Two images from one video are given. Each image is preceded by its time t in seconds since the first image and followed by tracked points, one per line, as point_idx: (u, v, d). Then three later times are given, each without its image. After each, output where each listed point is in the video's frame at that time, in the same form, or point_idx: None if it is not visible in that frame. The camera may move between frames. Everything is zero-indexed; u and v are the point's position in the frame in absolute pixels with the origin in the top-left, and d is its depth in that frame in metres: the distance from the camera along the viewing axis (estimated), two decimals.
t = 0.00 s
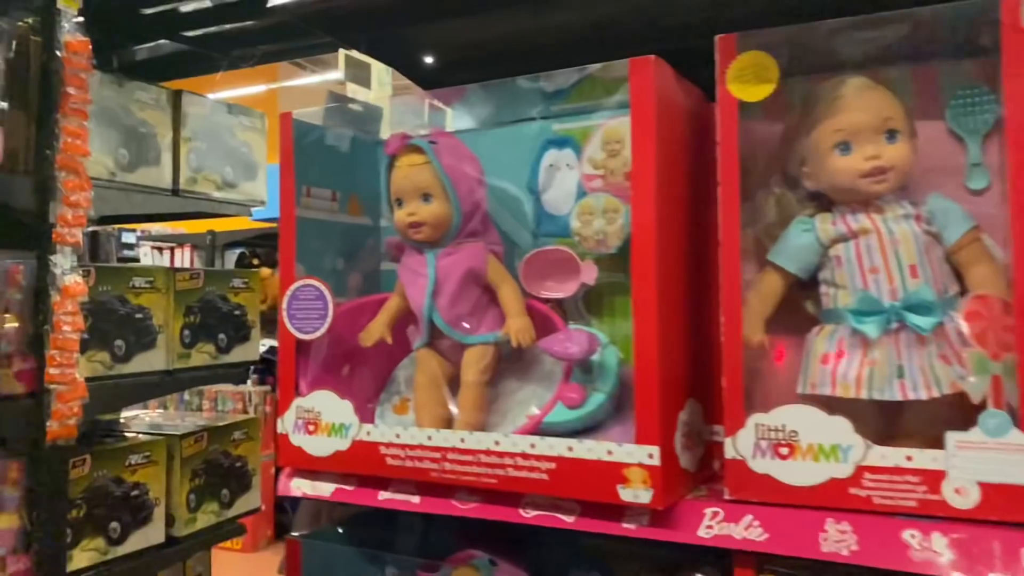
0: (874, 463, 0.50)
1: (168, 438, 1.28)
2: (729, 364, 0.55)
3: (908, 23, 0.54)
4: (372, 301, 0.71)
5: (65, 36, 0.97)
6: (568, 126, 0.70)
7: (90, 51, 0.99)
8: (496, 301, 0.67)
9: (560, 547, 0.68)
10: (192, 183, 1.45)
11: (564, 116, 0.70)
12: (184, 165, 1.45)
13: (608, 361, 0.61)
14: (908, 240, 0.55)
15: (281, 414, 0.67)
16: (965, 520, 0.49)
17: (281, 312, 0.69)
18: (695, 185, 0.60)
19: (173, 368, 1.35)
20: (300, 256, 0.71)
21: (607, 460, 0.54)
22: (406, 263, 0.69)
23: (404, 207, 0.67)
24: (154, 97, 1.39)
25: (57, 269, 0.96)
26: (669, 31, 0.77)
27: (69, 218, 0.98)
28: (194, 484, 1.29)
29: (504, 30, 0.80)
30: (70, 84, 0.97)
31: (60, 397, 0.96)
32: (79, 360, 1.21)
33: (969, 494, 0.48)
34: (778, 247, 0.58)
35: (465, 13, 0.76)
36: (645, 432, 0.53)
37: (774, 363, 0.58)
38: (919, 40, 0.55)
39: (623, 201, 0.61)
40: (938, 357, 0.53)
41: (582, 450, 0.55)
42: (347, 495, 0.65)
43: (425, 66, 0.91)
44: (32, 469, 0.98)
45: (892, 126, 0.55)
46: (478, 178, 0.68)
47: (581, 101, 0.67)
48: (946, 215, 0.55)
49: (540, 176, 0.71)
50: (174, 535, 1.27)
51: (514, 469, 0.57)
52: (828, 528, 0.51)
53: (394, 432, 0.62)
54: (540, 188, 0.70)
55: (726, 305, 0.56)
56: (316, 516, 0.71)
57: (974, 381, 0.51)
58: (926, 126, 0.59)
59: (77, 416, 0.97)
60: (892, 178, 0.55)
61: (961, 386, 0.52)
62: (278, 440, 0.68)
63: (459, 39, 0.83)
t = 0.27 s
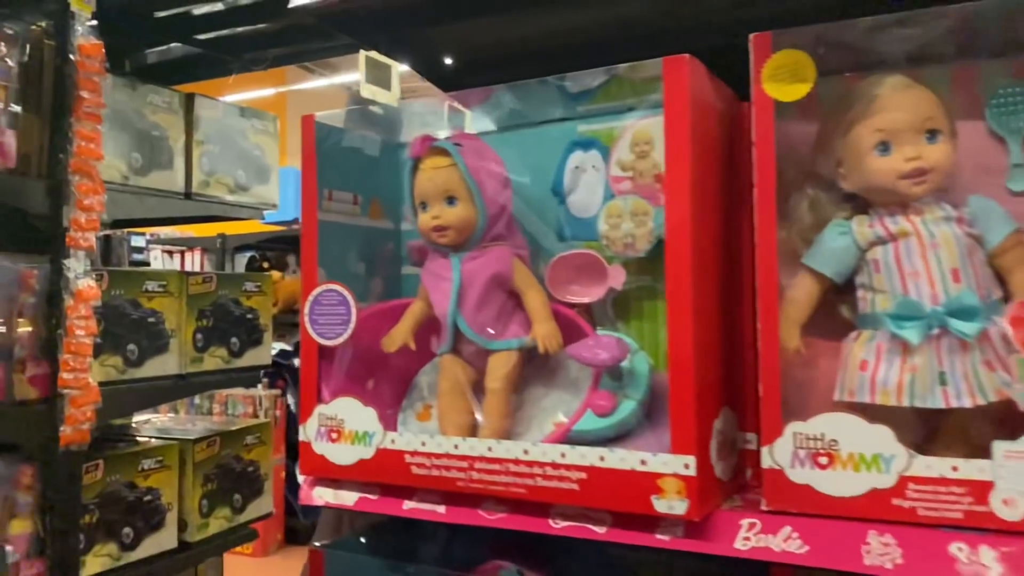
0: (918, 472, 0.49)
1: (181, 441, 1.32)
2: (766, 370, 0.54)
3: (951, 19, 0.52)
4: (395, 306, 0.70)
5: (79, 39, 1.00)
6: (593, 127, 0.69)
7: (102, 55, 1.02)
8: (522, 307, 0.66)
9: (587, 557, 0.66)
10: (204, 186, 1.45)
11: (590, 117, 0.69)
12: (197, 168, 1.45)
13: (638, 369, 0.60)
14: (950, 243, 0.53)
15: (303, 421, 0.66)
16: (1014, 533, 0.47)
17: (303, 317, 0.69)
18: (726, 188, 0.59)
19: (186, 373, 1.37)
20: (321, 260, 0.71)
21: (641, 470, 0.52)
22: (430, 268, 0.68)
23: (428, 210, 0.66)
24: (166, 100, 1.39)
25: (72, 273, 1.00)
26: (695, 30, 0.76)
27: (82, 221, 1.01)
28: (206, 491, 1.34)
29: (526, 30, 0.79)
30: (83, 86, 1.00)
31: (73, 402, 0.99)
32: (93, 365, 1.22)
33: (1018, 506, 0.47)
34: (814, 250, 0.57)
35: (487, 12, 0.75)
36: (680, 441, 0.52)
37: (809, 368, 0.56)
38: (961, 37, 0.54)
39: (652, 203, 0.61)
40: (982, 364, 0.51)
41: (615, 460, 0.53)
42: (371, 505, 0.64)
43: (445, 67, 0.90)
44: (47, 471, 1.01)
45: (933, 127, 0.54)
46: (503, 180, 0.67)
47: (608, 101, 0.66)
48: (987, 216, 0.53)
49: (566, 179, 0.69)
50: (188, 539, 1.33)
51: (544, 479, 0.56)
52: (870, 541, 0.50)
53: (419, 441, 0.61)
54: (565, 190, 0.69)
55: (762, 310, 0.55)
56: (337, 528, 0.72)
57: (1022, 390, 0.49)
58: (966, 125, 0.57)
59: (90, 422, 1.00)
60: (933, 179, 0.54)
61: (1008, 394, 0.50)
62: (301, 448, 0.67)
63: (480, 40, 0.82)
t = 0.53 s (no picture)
0: (963, 484, 0.47)
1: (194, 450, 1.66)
2: (803, 378, 0.53)
3: (994, 16, 0.51)
4: (419, 313, 0.69)
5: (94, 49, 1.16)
6: (620, 131, 0.67)
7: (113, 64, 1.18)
8: (547, 313, 0.64)
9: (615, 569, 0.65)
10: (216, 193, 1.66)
11: (617, 120, 0.67)
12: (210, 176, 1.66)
13: (670, 377, 0.59)
14: (992, 248, 0.51)
15: (325, 431, 0.65)
16: None
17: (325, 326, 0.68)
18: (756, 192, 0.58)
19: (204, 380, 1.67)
20: (345, 267, 0.70)
21: (675, 482, 0.51)
22: (453, 275, 0.67)
23: (452, 216, 0.65)
24: (179, 109, 1.58)
25: (85, 283, 1.16)
26: (721, 30, 0.75)
27: (96, 229, 1.18)
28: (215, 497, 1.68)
29: (548, 33, 0.78)
30: (97, 95, 1.16)
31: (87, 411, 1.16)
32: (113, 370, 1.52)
33: None
34: (850, 253, 0.55)
35: (508, 15, 0.74)
36: (715, 451, 0.51)
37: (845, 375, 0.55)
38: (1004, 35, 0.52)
39: (682, 207, 0.60)
40: None
41: (649, 471, 0.52)
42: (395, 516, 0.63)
43: (464, 71, 0.89)
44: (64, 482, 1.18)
45: (973, 128, 0.52)
46: (529, 185, 0.65)
47: (636, 103, 0.65)
48: None
49: (592, 183, 0.68)
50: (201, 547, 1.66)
51: (574, 491, 0.55)
52: (914, 554, 0.48)
53: (445, 451, 0.60)
54: (591, 194, 0.69)
55: (798, 316, 0.54)
56: (359, 541, 0.71)
57: None
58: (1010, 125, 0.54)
59: (100, 431, 1.17)
60: (974, 181, 0.52)
61: None
62: (323, 459, 0.66)
63: (500, 43, 0.81)
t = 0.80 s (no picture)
0: (1012, 490, 0.46)
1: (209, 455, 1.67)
2: (843, 385, 0.52)
3: None
4: (442, 316, 0.68)
5: (109, 52, 1.16)
6: (649, 130, 0.66)
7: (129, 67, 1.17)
8: (575, 317, 0.63)
9: None
10: (231, 197, 1.66)
11: (644, 119, 0.67)
12: (224, 180, 1.65)
13: (702, 381, 0.57)
14: None
15: (350, 437, 0.65)
16: None
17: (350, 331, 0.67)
18: (789, 193, 0.57)
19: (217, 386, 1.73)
20: (368, 271, 0.69)
21: (713, 489, 0.50)
22: (478, 278, 0.66)
23: (478, 218, 0.64)
24: (192, 112, 1.58)
25: (100, 285, 1.16)
26: (748, 27, 0.73)
27: (111, 233, 1.18)
28: (231, 501, 1.68)
29: (571, 33, 0.77)
30: (112, 98, 1.16)
31: (103, 415, 1.17)
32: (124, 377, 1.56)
33: None
34: (888, 254, 0.54)
35: (532, 14, 0.73)
36: (754, 457, 0.49)
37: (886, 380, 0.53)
38: None
39: (714, 208, 0.59)
40: None
41: (685, 477, 0.51)
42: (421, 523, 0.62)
43: (485, 71, 0.88)
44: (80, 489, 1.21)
45: (1018, 124, 0.51)
46: (557, 187, 0.64)
47: (665, 103, 0.64)
48: None
49: (618, 184, 0.68)
50: (216, 551, 1.66)
51: (607, 497, 0.53)
52: (961, 562, 0.47)
53: (473, 457, 0.59)
54: (618, 195, 0.68)
55: (838, 316, 0.53)
56: (382, 547, 0.70)
57: None
58: None
59: (116, 434, 1.17)
60: (1019, 179, 0.51)
61: None
62: (347, 464, 0.65)
63: (522, 43, 0.80)
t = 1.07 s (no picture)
0: None
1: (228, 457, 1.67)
2: (890, 385, 0.50)
3: None
4: (471, 317, 0.67)
5: (127, 53, 1.17)
6: (683, 126, 0.66)
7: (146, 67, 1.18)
8: (609, 318, 0.62)
9: None
10: (248, 198, 1.66)
11: (677, 116, 0.66)
12: (241, 180, 1.65)
13: (740, 383, 0.56)
14: None
15: (378, 440, 0.64)
16: None
17: (377, 332, 0.66)
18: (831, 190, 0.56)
19: (232, 386, 1.74)
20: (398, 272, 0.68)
21: (756, 494, 0.49)
22: (509, 278, 0.65)
23: (510, 217, 0.63)
24: (209, 112, 1.58)
25: (120, 287, 1.18)
26: (780, 21, 0.72)
27: (130, 235, 1.19)
28: (249, 503, 1.68)
29: (598, 28, 0.75)
30: (130, 99, 1.17)
31: (122, 416, 1.17)
32: (142, 378, 1.57)
33: None
34: (933, 252, 0.52)
35: (559, 10, 0.72)
36: (799, 461, 0.48)
37: (933, 384, 0.51)
38: None
39: (753, 206, 0.57)
40: None
41: (727, 483, 0.50)
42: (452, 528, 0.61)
43: (509, 69, 0.87)
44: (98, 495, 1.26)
45: None
46: (590, 185, 0.63)
47: (698, 99, 0.64)
48: None
49: (652, 181, 0.66)
50: (234, 553, 1.66)
51: (645, 503, 0.52)
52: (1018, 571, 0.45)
53: (506, 461, 0.58)
54: (650, 193, 0.66)
55: (884, 318, 0.51)
56: (411, 553, 0.69)
57: None
58: None
59: (136, 436, 1.18)
60: None
61: None
62: (376, 468, 0.64)
63: (548, 40, 0.79)
